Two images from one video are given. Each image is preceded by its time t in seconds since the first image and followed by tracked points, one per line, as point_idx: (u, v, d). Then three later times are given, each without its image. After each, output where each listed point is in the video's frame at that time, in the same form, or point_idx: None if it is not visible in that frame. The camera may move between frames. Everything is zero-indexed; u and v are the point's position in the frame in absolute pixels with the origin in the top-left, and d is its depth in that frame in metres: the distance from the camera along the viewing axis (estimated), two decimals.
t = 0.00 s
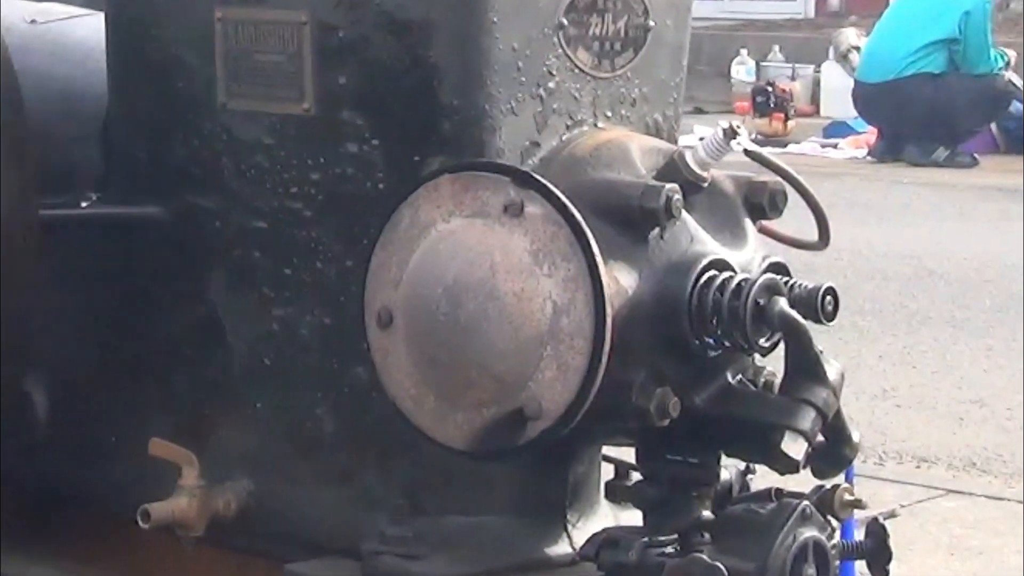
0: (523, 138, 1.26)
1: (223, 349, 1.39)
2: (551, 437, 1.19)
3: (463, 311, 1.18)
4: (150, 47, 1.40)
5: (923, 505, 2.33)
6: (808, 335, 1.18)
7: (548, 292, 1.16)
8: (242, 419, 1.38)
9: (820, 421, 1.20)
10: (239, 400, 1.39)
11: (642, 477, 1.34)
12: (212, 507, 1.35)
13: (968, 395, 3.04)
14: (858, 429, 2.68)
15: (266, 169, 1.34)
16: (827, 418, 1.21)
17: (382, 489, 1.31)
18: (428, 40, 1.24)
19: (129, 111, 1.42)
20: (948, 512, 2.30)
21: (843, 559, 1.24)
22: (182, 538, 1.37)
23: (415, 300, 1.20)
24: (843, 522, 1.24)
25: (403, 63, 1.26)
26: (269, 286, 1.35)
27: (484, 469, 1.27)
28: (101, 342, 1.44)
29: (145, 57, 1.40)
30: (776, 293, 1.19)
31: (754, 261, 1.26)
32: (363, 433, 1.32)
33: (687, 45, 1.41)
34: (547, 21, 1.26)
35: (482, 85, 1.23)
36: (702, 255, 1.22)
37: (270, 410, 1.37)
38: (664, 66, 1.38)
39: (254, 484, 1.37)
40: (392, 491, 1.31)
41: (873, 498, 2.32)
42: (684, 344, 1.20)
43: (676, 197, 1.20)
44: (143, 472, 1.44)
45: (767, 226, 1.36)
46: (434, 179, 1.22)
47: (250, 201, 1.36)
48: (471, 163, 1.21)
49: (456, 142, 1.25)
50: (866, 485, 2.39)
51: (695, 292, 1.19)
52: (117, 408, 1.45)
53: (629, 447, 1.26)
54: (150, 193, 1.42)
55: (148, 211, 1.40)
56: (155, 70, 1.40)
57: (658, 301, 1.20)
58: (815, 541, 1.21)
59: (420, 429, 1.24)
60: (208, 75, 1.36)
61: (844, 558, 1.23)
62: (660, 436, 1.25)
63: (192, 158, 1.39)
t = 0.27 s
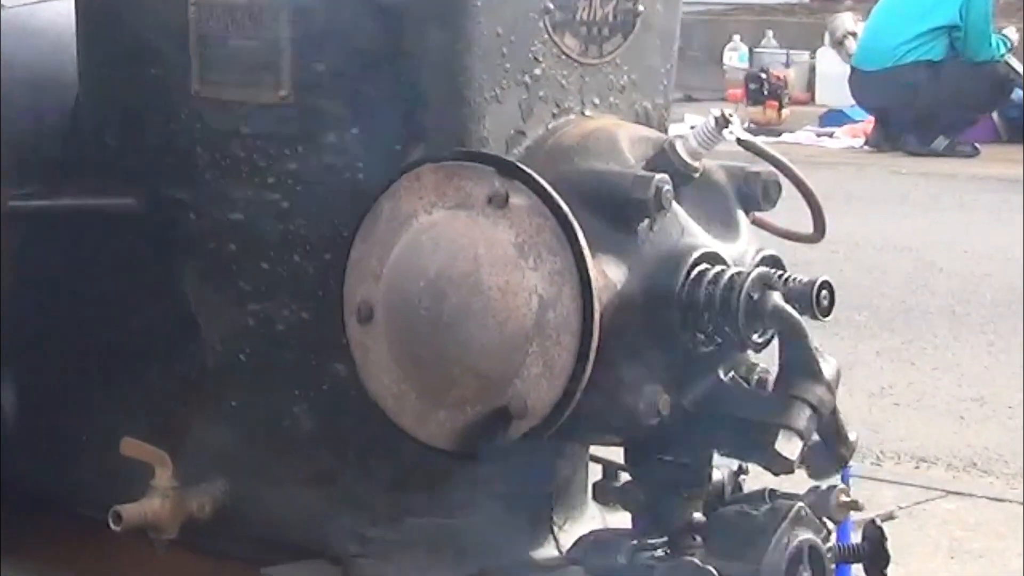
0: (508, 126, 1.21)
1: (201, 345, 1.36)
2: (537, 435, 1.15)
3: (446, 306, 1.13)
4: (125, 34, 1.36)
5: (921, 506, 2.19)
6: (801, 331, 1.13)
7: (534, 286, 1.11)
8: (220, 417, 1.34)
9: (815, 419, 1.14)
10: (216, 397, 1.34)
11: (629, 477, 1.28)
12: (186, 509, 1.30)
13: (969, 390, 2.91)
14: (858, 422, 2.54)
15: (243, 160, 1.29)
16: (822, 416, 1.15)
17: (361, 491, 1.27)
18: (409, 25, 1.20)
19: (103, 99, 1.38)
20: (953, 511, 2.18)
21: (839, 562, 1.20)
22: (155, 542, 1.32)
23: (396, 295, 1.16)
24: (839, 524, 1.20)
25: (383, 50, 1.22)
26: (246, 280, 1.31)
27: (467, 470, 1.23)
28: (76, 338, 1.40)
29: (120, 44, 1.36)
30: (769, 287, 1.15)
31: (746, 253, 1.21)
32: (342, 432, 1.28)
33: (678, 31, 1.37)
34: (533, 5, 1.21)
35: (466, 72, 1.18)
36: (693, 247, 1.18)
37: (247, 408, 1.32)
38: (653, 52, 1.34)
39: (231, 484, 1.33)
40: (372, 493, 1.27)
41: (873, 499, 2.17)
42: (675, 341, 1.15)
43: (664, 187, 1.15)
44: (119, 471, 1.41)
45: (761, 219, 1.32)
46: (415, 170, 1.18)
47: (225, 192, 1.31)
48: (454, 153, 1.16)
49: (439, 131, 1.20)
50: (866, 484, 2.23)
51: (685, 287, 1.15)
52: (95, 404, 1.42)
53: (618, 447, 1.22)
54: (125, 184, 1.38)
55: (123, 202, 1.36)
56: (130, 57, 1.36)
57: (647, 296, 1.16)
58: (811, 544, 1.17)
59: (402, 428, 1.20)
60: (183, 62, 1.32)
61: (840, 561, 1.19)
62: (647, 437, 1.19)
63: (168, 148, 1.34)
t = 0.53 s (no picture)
0: (492, 114, 1.16)
1: (172, 341, 1.31)
2: (522, 436, 1.10)
3: (427, 300, 1.09)
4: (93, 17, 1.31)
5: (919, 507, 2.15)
6: (796, 326, 1.10)
7: (519, 280, 1.07)
8: (192, 416, 1.29)
9: (810, 418, 1.11)
10: (188, 395, 1.30)
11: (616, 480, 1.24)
12: (158, 510, 1.26)
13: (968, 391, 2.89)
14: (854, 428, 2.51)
15: (216, 149, 1.25)
16: (818, 416, 1.12)
17: (340, 492, 1.23)
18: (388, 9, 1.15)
19: (68, 85, 1.33)
20: (953, 513, 2.13)
21: (834, 566, 1.16)
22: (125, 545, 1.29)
23: (376, 288, 1.11)
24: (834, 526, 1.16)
25: (361, 34, 1.17)
26: (220, 273, 1.26)
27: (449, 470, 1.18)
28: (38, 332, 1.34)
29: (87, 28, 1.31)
30: (763, 280, 1.11)
31: (739, 245, 1.17)
32: (320, 432, 1.23)
33: (665, 16, 1.33)
34: None
35: (447, 57, 1.14)
36: (684, 240, 1.13)
37: (222, 406, 1.28)
38: (642, 38, 1.30)
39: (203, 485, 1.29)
40: (351, 494, 1.22)
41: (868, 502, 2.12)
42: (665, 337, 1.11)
43: (654, 178, 1.12)
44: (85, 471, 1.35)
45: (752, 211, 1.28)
46: (395, 159, 1.13)
47: (198, 183, 1.26)
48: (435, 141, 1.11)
49: (420, 119, 1.15)
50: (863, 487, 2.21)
51: (676, 281, 1.11)
52: (63, 403, 1.36)
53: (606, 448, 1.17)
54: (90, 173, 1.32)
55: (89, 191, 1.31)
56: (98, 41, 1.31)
57: (636, 291, 1.11)
58: (805, 547, 1.13)
59: (382, 427, 1.16)
60: (153, 47, 1.27)
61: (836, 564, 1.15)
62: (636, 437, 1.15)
63: (137, 137, 1.29)
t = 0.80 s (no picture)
0: (475, 100, 1.11)
1: (144, 336, 1.26)
2: (509, 434, 1.06)
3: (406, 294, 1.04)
4: None
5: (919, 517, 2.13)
6: (778, 320, 1.05)
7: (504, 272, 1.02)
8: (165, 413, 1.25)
9: (804, 416, 1.07)
10: (161, 392, 1.25)
11: (605, 481, 1.19)
12: (128, 512, 1.24)
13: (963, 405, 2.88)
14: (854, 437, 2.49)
15: (189, 137, 1.20)
16: (812, 414, 1.07)
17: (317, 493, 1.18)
18: None
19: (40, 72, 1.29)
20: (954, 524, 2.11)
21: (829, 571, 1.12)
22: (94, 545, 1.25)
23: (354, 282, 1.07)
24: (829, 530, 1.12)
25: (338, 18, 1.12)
26: (193, 266, 1.22)
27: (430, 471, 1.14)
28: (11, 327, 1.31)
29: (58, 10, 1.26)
30: (744, 273, 1.06)
31: (729, 238, 1.13)
32: (296, 431, 1.19)
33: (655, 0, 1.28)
34: None
35: (428, 40, 1.08)
36: (672, 231, 1.09)
37: (195, 404, 1.23)
38: (630, 22, 1.25)
39: (177, 485, 1.25)
40: (329, 496, 1.18)
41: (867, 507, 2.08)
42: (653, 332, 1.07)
43: (642, 167, 1.07)
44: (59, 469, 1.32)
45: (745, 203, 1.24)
46: (373, 147, 1.09)
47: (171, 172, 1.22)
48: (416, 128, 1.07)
49: (400, 105, 1.11)
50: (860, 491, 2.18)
51: (665, 274, 1.06)
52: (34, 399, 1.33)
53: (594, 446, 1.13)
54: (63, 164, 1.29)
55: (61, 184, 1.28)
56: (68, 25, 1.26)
57: (621, 284, 1.07)
58: (798, 551, 1.09)
59: (361, 426, 1.11)
60: (123, 32, 1.22)
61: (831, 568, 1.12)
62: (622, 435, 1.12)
63: (107, 124, 1.24)
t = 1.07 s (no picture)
0: (455, 87, 1.07)
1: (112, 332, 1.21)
2: (489, 435, 1.01)
3: (382, 288, 1.00)
4: None
5: (919, 514, 2.07)
6: (783, 316, 1.01)
7: (485, 266, 0.98)
8: (135, 411, 1.21)
9: (799, 415, 1.03)
10: (130, 389, 1.21)
11: (590, 482, 1.15)
12: (95, 513, 1.17)
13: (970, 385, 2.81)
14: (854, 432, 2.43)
15: (158, 125, 1.15)
16: (807, 412, 1.03)
17: (291, 494, 1.14)
18: None
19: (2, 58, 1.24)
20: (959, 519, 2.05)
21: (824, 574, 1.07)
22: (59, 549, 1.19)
23: (329, 277, 1.02)
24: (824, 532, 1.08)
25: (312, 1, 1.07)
26: (162, 260, 1.17)
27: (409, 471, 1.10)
28: None
29: None
30: (748, 267, 1.02)
31: (721, 229, 1.09)
32: (270, 429, 1.14)
33: None
34: None
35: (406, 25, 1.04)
36: (662, 223, 1.05)
37: (165, 402, 1.19)
38: (616, 5, 1.21)
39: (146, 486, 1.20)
40: (304, 496, 1.14)
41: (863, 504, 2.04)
42: (642, 327, 1.02)
43: (631, 156, 1.03)
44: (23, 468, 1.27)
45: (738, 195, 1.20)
46: (350, 135, 1.04)
47: (140, 162, 1.17)
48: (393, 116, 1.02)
49: (376, 93, 1.06)
50: (855, 489, 2.13)
51: (655, 267, 1.02)
52: None
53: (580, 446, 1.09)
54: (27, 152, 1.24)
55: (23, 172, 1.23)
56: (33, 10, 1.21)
57: (610, 278, 1.03)
58: (793, 554, 1.03)
59: (336, 426, 1.07)
60: (89, 17, 1.17)
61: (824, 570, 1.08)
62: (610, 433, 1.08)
63: (74, 113, 1.20)
